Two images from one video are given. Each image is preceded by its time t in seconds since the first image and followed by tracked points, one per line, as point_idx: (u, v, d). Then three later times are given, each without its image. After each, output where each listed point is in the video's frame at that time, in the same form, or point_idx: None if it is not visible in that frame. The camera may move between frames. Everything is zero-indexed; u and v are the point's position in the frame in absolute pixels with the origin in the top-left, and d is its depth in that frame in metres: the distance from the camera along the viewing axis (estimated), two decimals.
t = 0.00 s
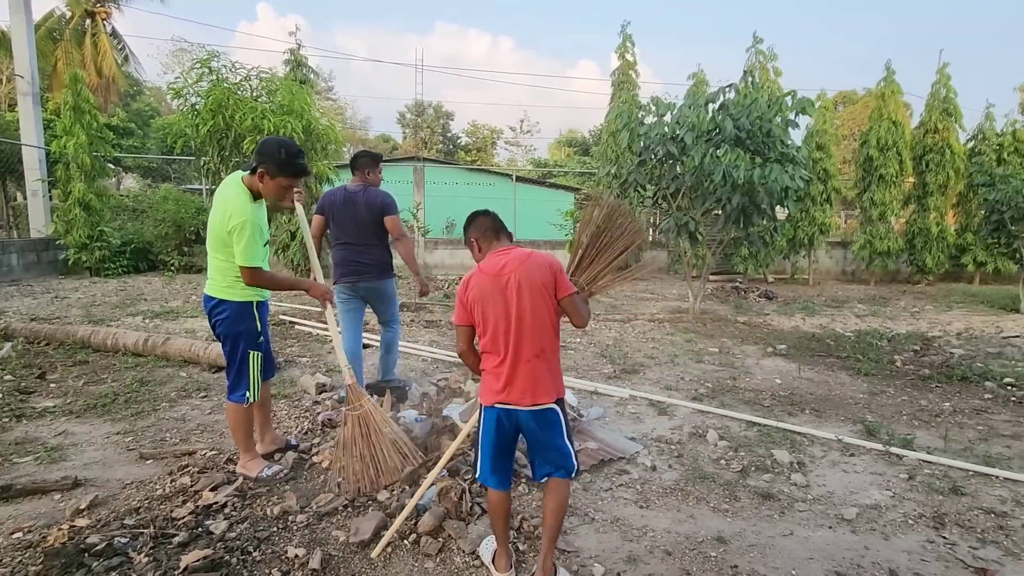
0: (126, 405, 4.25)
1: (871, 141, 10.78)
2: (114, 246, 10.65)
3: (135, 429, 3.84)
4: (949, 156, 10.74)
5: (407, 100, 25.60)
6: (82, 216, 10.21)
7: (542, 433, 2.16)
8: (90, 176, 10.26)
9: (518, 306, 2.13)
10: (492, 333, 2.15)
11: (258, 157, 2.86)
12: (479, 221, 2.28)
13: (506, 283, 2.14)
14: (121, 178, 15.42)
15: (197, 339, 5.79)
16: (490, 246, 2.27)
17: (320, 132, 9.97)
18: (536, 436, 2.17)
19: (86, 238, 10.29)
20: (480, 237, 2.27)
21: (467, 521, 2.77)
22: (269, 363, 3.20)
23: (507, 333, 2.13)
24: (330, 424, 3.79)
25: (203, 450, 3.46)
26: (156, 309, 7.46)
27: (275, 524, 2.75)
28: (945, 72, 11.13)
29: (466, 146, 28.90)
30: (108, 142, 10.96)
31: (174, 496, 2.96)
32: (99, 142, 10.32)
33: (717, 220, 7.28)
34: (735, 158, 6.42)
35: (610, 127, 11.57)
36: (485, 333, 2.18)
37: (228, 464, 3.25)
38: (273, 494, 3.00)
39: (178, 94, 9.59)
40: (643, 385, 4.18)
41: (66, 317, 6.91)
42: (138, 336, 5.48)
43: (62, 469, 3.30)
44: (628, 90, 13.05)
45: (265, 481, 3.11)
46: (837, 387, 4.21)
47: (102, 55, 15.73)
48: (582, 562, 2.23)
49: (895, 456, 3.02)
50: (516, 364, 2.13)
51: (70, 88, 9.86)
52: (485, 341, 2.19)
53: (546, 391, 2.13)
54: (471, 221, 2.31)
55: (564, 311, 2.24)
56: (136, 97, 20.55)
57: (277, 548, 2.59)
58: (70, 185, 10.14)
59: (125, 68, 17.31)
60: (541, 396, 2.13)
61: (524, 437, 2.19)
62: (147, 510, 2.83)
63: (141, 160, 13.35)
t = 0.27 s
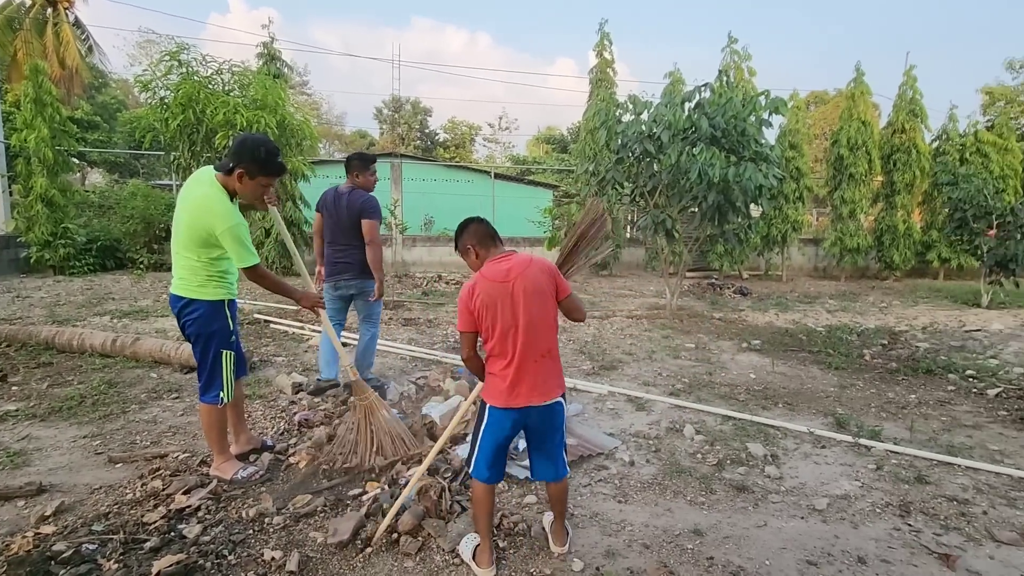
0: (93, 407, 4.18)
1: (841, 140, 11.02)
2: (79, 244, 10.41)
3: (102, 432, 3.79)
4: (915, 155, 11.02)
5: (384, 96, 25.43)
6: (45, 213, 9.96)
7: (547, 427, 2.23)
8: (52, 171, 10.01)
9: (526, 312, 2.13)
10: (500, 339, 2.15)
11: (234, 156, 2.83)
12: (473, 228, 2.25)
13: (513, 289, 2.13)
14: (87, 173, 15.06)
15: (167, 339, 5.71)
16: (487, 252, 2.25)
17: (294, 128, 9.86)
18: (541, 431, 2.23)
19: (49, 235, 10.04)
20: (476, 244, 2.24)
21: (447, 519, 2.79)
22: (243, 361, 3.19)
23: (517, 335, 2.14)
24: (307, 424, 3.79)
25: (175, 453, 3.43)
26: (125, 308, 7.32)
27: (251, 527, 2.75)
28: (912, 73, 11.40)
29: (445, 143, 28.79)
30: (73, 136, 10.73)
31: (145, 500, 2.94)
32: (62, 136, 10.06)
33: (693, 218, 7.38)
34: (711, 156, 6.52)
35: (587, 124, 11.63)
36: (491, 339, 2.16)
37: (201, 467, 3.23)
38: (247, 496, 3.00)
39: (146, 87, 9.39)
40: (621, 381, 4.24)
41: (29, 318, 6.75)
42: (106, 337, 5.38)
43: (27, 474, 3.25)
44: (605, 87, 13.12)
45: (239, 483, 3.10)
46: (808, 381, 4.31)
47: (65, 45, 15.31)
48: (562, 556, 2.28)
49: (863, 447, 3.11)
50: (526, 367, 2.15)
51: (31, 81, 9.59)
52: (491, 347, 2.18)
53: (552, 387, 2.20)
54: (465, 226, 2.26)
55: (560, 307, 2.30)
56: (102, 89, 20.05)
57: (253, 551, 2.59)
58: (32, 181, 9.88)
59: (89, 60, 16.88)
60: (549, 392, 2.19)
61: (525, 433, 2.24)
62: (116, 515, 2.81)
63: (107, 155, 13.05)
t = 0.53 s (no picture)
0: (59, 407, 4.11)
1: (811, 139, 11.28)
2: (41, 239, 10.14)
3: (70, 432, 3.73)
4: (880, 154, 11.33)
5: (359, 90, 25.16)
6: (4, 207, 9.68)
7: (547, 408, 2.31)
8: (11, 164, 9.72)
9: (525, 300, 2.21)
10: (502, 327, 2.22)
11: (207, 146, 2.80)
12: (465, 221, 2.33)
13: (510, 279, 2.20)
14: (48, 167, 14.64)
15: (136, 337, 5.62)
16: (480, 243, 2.34)
17: (267, 121, 9.74)
18: (545, 413, 2.31)
19: (9, 230, 9.75)
20: (469, 236, 2.32)
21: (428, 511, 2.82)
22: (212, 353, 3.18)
23: (518, 320, 2.21)
24: (284, 420, 3.77)
25: (147, 451, 3.40)
26: (91, 306, 7.17)
27: (228, 522, 2.74)
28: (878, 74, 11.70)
29: (421, 138, 28.59)
30: (31, 128, 10.42)
31: (117, 498, 2.91)
32: (21, 128, 9.78)
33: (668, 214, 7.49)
34: (685, 153, 6.63)
35: (564, 121, 11.69)
36: (494, 328, 2.24)
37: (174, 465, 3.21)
38: (223, 493, 2.99)
39: (111, 77, 9.16)
40: (599, 374, 4.32)
41: None
42: (71, 334, 5.28)
43: None
44: (582, 84, 13.21)
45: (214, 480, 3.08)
46: (779, 371, 4.43)
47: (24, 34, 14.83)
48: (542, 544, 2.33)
49: (831, 434, 3.22)
50: (528, 351, 2.23)
51: None
52: (493, 335, 2.26)
53: (554, 366, 2.29)
54: (456, 220, 2.34)
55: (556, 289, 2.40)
56: (63, 80, 19.47)
57: (230, 546, 2.58)
58: None
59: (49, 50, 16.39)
60: (552, 371, 2.27)
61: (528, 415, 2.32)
62: (87, 514, 2.78)
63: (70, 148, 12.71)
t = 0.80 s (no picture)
0: (21, 410, 4.04)
1: (777, 140, 11.58)
2: None
3: (34, 435, 3.67)
4: (842, 156, 11.69)
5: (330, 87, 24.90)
6: None
7: (527, 400, 2.37)
8: None
9: (499, 294, 2.28)
10: (478, 320, 2.31)
11: (160, 136, 2.75)
12: (448, 215, 2.41)
13: (485, 274, 2.29)
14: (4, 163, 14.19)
15: (102, 338, 5.52)
16: (463, 238, 2.43)
17: (236, 118, 9.62)
18: (524, 404, 2.37)
19: None
20: (452, 230, 2.41)
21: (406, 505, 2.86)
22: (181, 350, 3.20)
23: (494, 313, 2.29)
24: (259, 418, 3.77)
25: (117, 452, 3.36)
26: (51, 307, 7.01)
27: (204, 520, 2.74)
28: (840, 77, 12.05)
29: (394, 136, 28.40)
30: None
31: (88, 499, 2.89)
32: None
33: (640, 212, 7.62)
34: (656, 153, 6.76)
35: (538, 120, 11.77)
36: (472, 320, 2.34)
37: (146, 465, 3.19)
38: (199, 491, 2.98)
39: (71, 71, 8.93)
40: (574, 369, 4.40)
41: None
42: (32, 336, 5.17)
43: None
44: (555, 84, 13.31)
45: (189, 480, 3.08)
46: (747, 364, 4.58)
47: None
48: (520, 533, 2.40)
49: (795, 423, 3.36)
50: (504, 344, 2.31)
51: None
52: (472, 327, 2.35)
53: (532, 359, 2.35)
54: (440, 214, 2.43)
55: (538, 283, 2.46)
56: (18, 74, 18.85)
57: (208, 542, 2.59)
58: None
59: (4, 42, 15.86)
60: (529, 363, 2.34)
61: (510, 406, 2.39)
62: (57, 515, 2.75)
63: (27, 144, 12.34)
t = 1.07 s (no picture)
0: None
1: (731, 145, 11.98)
2: None
3: None
4: (793, 161, 12.16)
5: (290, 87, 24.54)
6: None
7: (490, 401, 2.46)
8: None
9: (469, 292, 2.39)
10: (445, 316, 2.38)
11: (91, 131, 2.73)
12: (421, 222, 2.52)
13: (458, 274, 2.39)
14: None
15: (53, 344, 5.38)
16: (432, 243, 2.53)
17: (193, 118, 9.45)
18: (488, 403, 2.45)
19: None
20: (422, 236, 2.52)
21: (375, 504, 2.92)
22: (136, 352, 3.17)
23: (464, 312, 2.38)
24: (223, 423, 3.75)
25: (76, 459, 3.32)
26: None
27: (172, 522, 2.75)
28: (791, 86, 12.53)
29: (355, 137, 28.14)
30: None
31: (48, 507, 2.86)
32: None
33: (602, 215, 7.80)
34: (617, 157, 6.94)
35: (501, 123, 11.89)
36: (438, 317, 2.41)
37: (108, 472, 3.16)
38: (164, 495, 2.98)
39: (16, 68, 8.63)
40: (538, 368, 4.51)
41: None
42: None
43: None
44: (518, 88, 13.46)
45: (154, 484, 3.06)
46: (702, 361, 4.76)
47: None
48: (487, 525, 2.50)
49: (746, 414, 3.53)
50: (472, 343, 2.39)
51: None
52: (438, 323, 2.41)
53: (497, 359, 2.45)
54: (411, 220, 2.53)
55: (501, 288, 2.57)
56: None
57: (176, 544, 2.60)
58: None
59: None
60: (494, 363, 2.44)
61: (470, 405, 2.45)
62: (16, 523, 2.72)
63: None
